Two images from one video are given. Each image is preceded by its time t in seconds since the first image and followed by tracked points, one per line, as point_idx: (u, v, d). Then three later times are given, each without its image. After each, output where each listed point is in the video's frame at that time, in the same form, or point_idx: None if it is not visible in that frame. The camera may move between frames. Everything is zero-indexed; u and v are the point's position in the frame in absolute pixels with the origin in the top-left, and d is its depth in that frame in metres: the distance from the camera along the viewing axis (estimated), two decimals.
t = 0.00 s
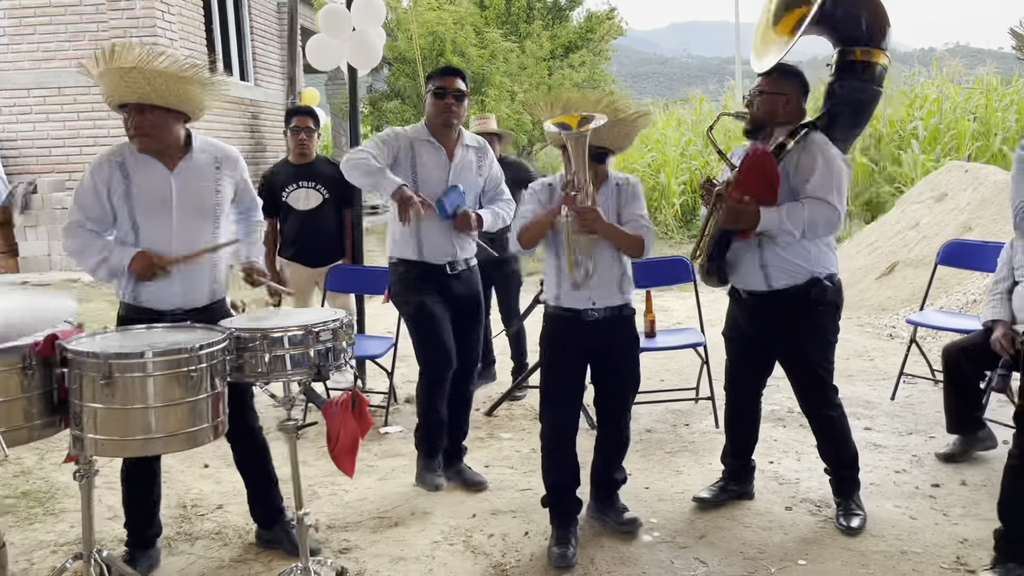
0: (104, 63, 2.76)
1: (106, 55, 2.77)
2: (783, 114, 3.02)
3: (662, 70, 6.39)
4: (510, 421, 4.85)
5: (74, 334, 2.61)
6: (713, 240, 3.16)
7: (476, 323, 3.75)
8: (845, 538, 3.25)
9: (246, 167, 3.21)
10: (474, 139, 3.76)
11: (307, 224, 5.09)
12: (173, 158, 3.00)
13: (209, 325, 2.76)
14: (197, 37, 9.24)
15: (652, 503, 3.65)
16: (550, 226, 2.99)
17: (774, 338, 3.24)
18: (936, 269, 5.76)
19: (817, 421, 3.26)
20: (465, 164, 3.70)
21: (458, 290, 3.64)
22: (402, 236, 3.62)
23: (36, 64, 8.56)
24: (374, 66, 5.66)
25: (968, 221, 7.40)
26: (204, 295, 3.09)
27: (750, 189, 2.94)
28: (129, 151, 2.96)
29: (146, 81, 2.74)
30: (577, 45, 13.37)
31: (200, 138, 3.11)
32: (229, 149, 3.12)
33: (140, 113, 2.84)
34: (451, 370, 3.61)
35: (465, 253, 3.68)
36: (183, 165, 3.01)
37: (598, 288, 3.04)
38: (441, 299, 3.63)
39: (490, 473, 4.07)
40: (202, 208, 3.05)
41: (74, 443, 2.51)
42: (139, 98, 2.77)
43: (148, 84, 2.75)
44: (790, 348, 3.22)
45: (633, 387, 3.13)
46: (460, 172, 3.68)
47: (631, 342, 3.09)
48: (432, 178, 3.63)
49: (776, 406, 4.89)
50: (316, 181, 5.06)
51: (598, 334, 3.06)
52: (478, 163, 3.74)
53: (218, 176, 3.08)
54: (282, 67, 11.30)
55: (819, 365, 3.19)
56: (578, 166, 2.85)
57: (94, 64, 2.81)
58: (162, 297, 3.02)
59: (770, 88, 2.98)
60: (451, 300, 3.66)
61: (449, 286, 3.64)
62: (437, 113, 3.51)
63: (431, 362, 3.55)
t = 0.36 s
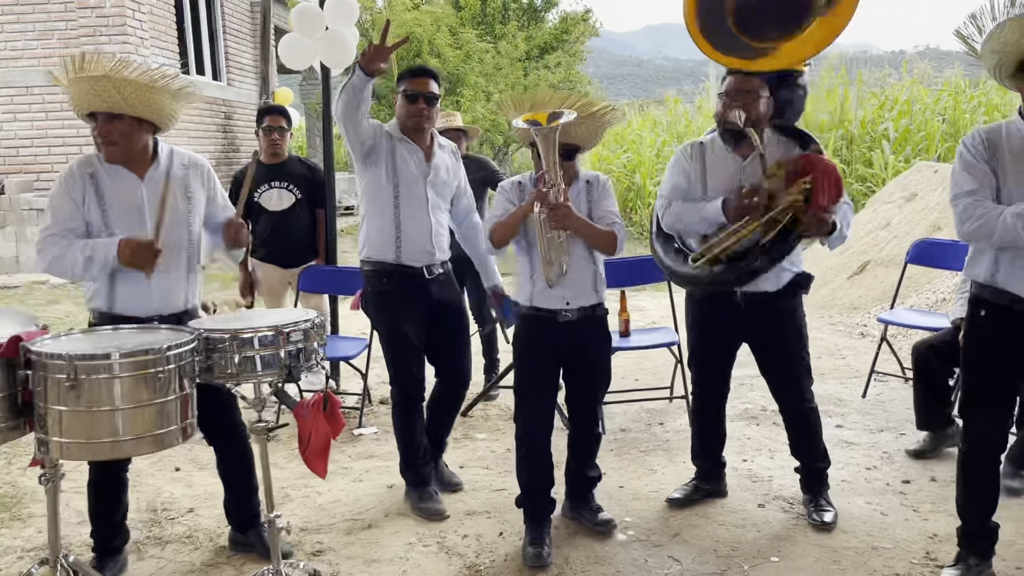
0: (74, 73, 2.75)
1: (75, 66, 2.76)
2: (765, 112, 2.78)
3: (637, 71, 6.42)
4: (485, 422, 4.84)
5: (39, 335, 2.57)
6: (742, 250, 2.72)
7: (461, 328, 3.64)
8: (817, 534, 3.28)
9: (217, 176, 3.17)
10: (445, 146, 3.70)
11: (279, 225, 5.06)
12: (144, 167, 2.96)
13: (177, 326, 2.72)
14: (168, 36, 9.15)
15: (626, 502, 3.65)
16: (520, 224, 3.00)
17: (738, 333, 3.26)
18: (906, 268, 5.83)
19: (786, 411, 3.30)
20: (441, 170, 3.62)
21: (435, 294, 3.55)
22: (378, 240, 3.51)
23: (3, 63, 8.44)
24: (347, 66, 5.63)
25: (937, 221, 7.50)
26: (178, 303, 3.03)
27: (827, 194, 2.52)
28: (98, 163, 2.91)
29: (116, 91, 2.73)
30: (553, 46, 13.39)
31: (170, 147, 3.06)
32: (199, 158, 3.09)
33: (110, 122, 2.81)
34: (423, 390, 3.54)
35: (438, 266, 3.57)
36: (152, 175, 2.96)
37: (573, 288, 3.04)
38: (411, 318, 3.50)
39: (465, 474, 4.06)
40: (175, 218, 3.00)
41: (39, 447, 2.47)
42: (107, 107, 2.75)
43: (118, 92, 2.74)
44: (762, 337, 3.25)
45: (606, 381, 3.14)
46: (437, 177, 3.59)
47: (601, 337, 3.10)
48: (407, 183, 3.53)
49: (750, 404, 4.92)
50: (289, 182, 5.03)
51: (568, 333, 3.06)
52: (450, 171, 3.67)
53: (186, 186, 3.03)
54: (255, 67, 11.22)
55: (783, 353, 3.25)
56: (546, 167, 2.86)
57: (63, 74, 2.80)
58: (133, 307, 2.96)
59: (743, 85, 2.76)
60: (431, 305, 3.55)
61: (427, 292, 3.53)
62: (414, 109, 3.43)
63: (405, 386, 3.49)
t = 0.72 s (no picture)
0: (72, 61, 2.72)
1: (73, 55, 2.73)
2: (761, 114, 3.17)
3: (609, 70, 6.43)
4: (458, 420, 4.82)
5: None
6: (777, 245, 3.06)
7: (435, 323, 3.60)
8: (788, 530, 3.30)
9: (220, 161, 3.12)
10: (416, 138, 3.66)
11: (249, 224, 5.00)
12: (146, 150, 2.93)
13: (140, 325, 2.67)
14: (137, 33, 9.02)
15: (598, 499, 3.65)
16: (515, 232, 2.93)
17: (720, 328, 3.24)
18: (875, 266, 5.89)
19: (763, 397, 3.33)
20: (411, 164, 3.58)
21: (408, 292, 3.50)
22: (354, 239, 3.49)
23: None
24: (316, 62, 5.60)
25: (905, 219, 7.59)
26: (187, 287, 2.98)
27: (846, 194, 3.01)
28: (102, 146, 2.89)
29: (111, 79, 2.68)
30: (527, 46, 13.38)
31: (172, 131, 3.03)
32: (203, 142, 3.04)
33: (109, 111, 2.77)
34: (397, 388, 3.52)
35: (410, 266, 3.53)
36: (156, 158, 2.93)
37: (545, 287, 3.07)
38: (384, 315, 3.47)
39: (438, 473, 4.03)
40: (177, 201, 2.97)
41: None
42: (104, 96, 2.71)
43: (112, 81, 2.68)
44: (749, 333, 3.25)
45: (573, 376, 3.16)
46: (408, 172, 3.56)
47: (565, 333, 3.13)
48: (379, 180, 3.50)
49: (722, 401, 4.94)
50: (258, 180, 4.97)
51: (537, 331, 3.06)
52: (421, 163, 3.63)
53: (193, 170, 3.00)
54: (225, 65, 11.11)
55: (765, 342, 3.26)
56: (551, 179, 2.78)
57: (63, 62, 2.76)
58: (141, 290, 2.92)
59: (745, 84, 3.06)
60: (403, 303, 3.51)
61: (398, 290, 3.49)
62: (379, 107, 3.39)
63: (377, 385, 3.47)
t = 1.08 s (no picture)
0: (27, 71, 2.61)
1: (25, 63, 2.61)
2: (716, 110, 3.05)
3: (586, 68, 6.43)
4: (434, 418, 4.81)
5: None
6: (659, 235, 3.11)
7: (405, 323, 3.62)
8: (764, 524, 3.32)
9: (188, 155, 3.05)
10: (394, 138, 3.69)
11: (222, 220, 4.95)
12: (110, 151, 2.86)
13: (110, 324, 2.63)
14: (107, 27, 8.89)
15: (576, 496, 3.66)
16: (479, 239, 2.91)
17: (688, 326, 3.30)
18: (849, 261, 5.94)
19: (737, 400, 3.32)
20: (387, 165, 3.61)
21: (382, 291, 3.52)
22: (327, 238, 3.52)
23: None
24: (290, 57, 5.54)
25: (878, 216, 7.67)
26: (154, 288, 2.95)
27: (718, 186, 2.79)
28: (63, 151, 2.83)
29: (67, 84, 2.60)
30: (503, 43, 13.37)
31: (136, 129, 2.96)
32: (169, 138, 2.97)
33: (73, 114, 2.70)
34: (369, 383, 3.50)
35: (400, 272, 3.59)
36: (118, 158, 2.86)
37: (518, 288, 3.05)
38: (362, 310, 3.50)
39: (415, 470, 4.02)
40: (143, 201, 2.91)
41: None
42: (65, 101, 2.63)
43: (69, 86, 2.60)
44: (715, 334, 3.27)
45: (547, 376, 3.15)
46: (381, 174, 3.58)
47: (537, 333, 3.13)
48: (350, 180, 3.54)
49: (698, 397, 4.97)
50: (231, 176, 4.93)
51: (510, 330, 3.06)
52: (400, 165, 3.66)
53: (157, 168, 2.94)
54: (199, 60, 10.98)
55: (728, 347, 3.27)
56: (516, 185, 2.84)
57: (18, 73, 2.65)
58: (112, 290, 2.90)
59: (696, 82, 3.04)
60: (377, 302, 3.52)
61: (372, 288, 3.50)
62: (350, 112, 3.42)
63: (349, 377, 3.44)
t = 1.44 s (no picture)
0: None
1: None
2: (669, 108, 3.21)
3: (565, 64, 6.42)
4: (413, 414, 4.80)
5: None
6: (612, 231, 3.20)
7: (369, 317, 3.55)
8: (741, 518, 3.34)
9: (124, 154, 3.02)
10: (351, 125, 3.46)
11: (197, 215, 4.90)
12: (41, 144, 2.81)
13: (84, 320, 2.59)
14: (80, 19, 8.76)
15: (555, 490, 3.66)
16: (438, 233, 2.92)
17: (654, 324, 3.29)
18: (825, 257, 5.99)
19: (704, 399, 3.32)
20: (338, 153, 3.43)
21: (338, 290, 3.46)
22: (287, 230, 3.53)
23: None
24: (267, 52, 5.49)
25: (854, 212, 7.75)
26: (77, 288, 2.94)
27: (650, 183, 2.93)
28: None
29: None
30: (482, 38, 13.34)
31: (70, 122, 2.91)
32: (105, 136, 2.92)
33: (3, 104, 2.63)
34: (332, 386, 3.53)
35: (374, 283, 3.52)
36: (48, 152, 2.81)
37: (489, 286, 3.04)
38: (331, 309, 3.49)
39: (394, 467, 4.00)
40: (72, 198, 2.87)
41: None
42: None
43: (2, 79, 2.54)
44: (677, 331, 3.27)
45: (528, 375, 3.15)
46: (330, 164, 3.42)
47: (517, 332, 3.10)
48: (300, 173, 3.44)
49: (676, 391, 5.00)
50: (207, 171, 4.86)
51: (486, 330, 3.05)
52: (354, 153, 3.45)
53: (87, 165, 2.88)
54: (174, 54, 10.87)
55: (694, 347, 3.26)
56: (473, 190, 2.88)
57: None
58: (33, 287, 2.87)
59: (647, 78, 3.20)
60: (335, 300, 3.47)
61: (325, 287, 3.45)
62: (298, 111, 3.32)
63: (309, 379, 3.46)
